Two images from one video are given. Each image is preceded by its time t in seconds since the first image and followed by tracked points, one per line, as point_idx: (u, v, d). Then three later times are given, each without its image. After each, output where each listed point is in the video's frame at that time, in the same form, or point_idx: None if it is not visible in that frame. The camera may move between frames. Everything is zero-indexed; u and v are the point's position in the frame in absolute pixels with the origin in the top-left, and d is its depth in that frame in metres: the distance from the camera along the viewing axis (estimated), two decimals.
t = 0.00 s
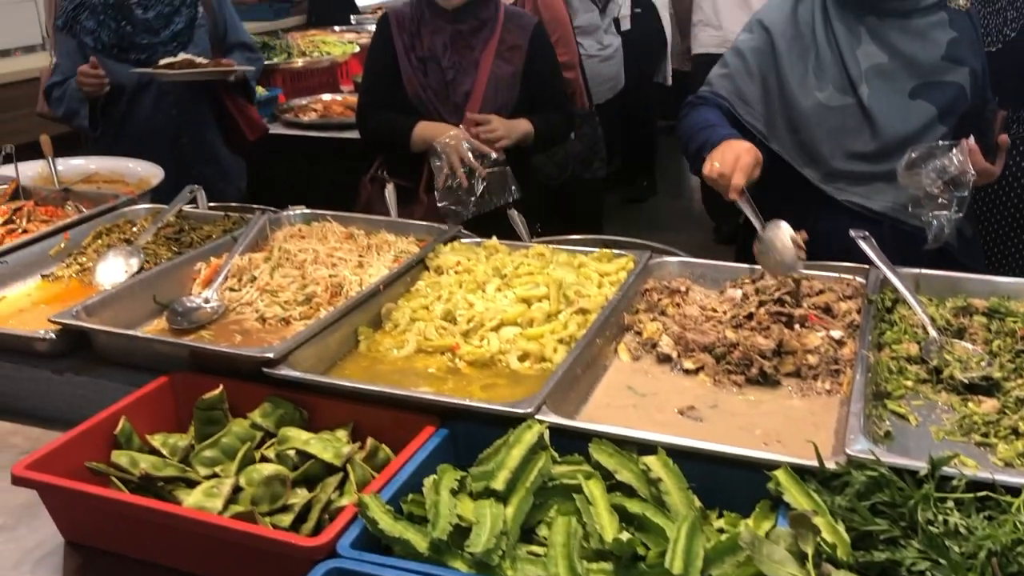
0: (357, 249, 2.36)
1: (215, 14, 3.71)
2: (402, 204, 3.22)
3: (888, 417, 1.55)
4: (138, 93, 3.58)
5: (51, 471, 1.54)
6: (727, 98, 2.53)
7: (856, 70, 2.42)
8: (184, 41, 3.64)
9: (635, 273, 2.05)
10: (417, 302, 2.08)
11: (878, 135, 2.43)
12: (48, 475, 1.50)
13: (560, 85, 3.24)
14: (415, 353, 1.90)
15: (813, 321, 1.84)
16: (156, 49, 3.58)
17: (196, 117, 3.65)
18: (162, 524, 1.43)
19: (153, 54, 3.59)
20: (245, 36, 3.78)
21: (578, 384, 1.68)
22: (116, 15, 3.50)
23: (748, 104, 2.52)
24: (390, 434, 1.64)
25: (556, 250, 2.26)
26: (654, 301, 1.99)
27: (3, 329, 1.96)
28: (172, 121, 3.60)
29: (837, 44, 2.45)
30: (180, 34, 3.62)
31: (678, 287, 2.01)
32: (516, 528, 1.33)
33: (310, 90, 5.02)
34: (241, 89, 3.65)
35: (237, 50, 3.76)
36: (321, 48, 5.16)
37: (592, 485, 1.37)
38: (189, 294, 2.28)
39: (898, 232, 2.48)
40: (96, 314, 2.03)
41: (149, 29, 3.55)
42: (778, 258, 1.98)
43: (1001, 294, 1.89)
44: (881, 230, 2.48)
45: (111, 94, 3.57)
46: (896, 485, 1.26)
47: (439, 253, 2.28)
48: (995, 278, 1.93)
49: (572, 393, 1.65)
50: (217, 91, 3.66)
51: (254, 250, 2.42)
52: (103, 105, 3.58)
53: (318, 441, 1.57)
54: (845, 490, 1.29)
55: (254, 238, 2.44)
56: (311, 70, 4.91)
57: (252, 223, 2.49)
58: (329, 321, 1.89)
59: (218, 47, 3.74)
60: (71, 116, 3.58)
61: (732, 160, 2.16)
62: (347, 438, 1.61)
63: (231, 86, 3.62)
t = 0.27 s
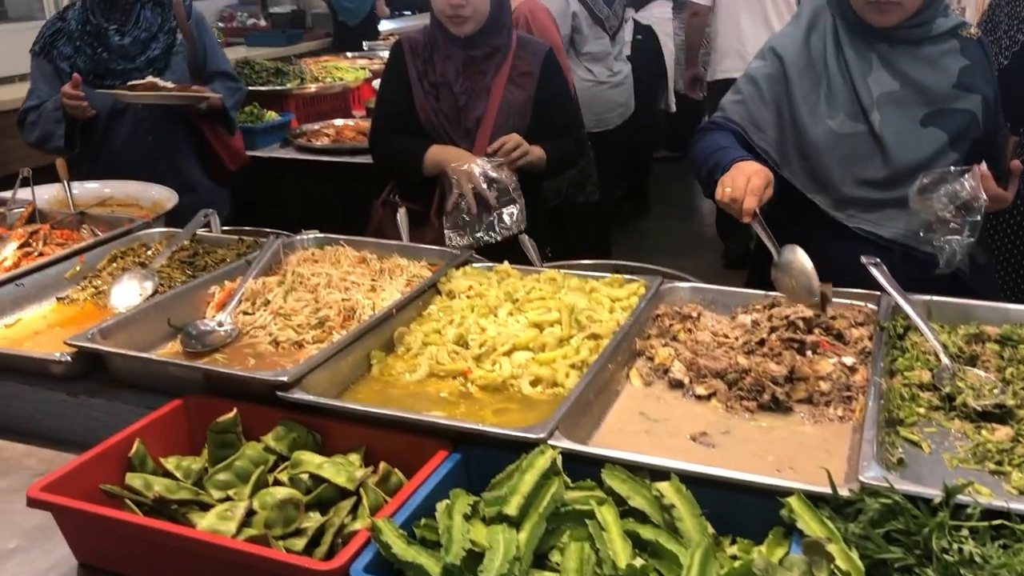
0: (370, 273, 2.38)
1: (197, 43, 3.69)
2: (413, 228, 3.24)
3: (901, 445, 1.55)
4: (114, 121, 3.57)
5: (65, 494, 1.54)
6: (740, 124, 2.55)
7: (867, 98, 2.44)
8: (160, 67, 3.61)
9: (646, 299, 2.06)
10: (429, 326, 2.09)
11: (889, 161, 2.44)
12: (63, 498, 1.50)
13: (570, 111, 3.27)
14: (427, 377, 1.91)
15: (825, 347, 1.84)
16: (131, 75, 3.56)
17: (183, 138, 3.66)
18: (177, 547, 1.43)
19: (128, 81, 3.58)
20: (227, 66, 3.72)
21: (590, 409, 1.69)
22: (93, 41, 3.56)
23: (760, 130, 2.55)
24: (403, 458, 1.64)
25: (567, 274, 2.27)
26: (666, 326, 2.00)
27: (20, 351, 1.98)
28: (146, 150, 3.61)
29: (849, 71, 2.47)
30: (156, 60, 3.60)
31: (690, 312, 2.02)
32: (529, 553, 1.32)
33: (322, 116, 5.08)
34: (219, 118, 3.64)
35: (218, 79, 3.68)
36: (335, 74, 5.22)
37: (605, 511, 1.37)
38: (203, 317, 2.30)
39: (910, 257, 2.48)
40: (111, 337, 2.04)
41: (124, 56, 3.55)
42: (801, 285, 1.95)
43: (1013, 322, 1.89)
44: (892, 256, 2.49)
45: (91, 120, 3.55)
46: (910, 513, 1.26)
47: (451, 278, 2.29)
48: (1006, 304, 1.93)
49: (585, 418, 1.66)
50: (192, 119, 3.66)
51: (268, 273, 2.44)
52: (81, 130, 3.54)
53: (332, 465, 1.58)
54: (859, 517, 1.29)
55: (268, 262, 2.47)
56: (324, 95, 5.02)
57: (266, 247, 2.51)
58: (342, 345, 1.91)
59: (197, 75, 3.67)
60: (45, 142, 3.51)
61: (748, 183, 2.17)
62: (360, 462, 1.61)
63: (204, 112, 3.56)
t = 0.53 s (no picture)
0: (382, 296, 2.40)
1: (185, 68, 3.63)
2: (424, 250, 3.26)
3: (912, 471, 1.55)
4: (97, 148, 3.64)
5: (79, 514, 1.55)
6: (750, 144, 2.54)
7: (879, 124, 2.46)
8: (145, 92, 3.60)
9: (657, 324, 2.07)
10: (440, 349, 2.10)
11: (903, 188, 2.46)
12: (76, 519, 1.51)
13: (581, 136, 3.30)
14: (438, 400, 1.92)
15: (835, 373, 1.84)
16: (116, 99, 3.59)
17: (167, 163, 3.66)
18: (189, 569, 1.44)
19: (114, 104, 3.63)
20: (215, 91, 3.68)
21: (601, 434, 1.69)
22: (79, 66, 3.64)
23: (771, 151, 2.55)
24: (414, 481, 1.65)
25: (577, 298, 2.28)
26: (676, 351, 2.01)
27: (35, 372, 2.00)
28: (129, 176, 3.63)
29: (860, 98, 2.49)
30: (142, 85, 3.60)
31: (700, 337, 2.03)
32: None
33: (334, 139, 5.14)
34: (206, 145, 3.66)
35: (206, 104, 3.64)
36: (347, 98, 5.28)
37: (615, 536, 1.37)
38: (216, 339, 2.32)
39: (923, 282, 2.49)
40: (125, 358, 2.06)
41: (110, 81, 3.60)
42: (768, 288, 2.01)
43: None
44: (905, 279, 2.50)
45: (74, 142, 3.62)
46: (922, 540, 1.26)
47: (462, 301, 2.31)
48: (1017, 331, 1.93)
49: (596, 442, 1.66)
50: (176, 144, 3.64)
51: (280, 295, 2.47)
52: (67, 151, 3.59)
53: (343, 488, 1.59)
54: (870, 544, 1.29)
55: (281, 284, 2.49)
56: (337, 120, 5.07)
57: (279, 269, 2.54)
58: (353, 368, 1.92)
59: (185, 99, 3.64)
60: (32, 164, 3.59)
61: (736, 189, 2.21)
62: (371, 485, 1.62)
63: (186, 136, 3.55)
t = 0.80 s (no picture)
0: (393, 316, 2.42)
1: (182, 90, 3.68)
2: (435, 270, 3.28)
3: (924, 497, 1.54)
4: (93, 170, 3.69)
5: (91, 533, 1.56)
6: (765, 164, 2.56)
7: (892, 148, 2.47)
8: (140, 113, 3.65)
9: (667, 347, 2.08)
10: (451, 370, 2.11)
11: (916, 212, 2.46)
12: (89, 538, 1.52)
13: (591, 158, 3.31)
14: (449, 422, 1.93)
15: (847, 398, 1.84)
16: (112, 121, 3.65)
17: (165, 185, 3.70)
18: None
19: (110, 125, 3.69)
20: (214, 111, 3.69)
21: (611, 457, 1.69)
22: (77, 88, 3.68)
23: (786, 173, 2.57)
24: (423, 502, 1.65)
25: (588, 320, 2.29)
26: (687, 374, 2.01)
27: (49, 391, 2.01)
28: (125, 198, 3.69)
29: (873, 122, 2.51)
30: (137, 106, 3.64)
31: (711, 360, 2.03)
32: None
33: (345, 160, 5.24)
34: (205, 167, 3.72)
35: (204, 125, 3.67)
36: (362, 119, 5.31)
37: (626, 560, 1.37)
38: (228, 359, 2.33)
39: (937, 306, 2.50)
40: (137, 377, 2.08)
41: (106, 103, 3.66)
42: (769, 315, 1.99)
43: None
44: (920, 304, 2.50)
45: (71, 163, 3.68)
46: (935, 567, 1.25)
47: (473, 322, 2.32)
48: None
49: (606, 465, 1.66)
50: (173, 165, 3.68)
51: (292, 316, 2.48)
52: (62, 173, 3.67)
53: (354, 509, 1.59)
54: (882, 570, 1.28)
55: (293, 305, 2.51)
56: (345, 142, 5.18)
57: (291, 289, 2.56)
58: (364, 389, 1.93)
59: (182, 119, 3.69)
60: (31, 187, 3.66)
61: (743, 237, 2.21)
62: (381, 506, 1.62)
63: (181, 157, 3.58)
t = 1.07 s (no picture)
0: (404, 335, 2.43)
1: (188, 109, 3.69)
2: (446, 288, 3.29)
3: (938, 521, 1.53)
4: (100, 189, 3.74)
5: (103, 550, 1.57)
6: (781, 190, 2.54)
7: (906, 171, 2.47)
8: (144, 133, 3.67)
9: (679, 368, 2.08)
10: (462, 390, 2.11)
11: (930, 235, 2.46)
12: (101, 555, 1.52)
13: (602, 178, 3.32)
14: (460, 442, 1.93)
15: (859, 420, 1.83)
16: (118, 140, 3.68)
17: (172, 206, 3.74)
18: None
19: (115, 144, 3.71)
20: (220, 131, 3.73)
21: (623, 478, 1.68)
22: (85, 109, 3.74)
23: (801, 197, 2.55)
24: (434, 522, 1.65)
25: (599, 340, 2.30)
26: (699, 396, 2.01)
27: (63, 408, 2.03)
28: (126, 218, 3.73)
29: (887, 144, 2.51)
30: (141, 126, 3.67)
31: (723, 381, 2.03)
32: None
33: (358, 179, 5.32)
34: (211, 188, 3.77)
35: (210, 145, 3.71)
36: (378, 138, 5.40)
37: None
38: (240, 376, 2.34)
39: (952, 329, 2.50)
40: (150, 394, 2.09)
41: (113, 123, 3.70)
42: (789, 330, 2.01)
43: None
44: (936, 327, 2.51)
45: (78, 182, 3.75)
46: None
47: (485, 341, 2.33)
48: None
49: (618, 487, 1.66)
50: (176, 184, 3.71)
51: (305, 334, 2.50)
52: (69, 193, 3.75)
53: (364, 528, 1.59)
54: None
55: (305, 323, 2.52)
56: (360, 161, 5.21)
57: (304, 307, 2.57)
58: (376, 408, 1.93)
59: (188, 137, 3.73)
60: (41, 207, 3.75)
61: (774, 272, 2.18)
62: (392, 526, 1.62)
63: (181, 177, 3.61)
